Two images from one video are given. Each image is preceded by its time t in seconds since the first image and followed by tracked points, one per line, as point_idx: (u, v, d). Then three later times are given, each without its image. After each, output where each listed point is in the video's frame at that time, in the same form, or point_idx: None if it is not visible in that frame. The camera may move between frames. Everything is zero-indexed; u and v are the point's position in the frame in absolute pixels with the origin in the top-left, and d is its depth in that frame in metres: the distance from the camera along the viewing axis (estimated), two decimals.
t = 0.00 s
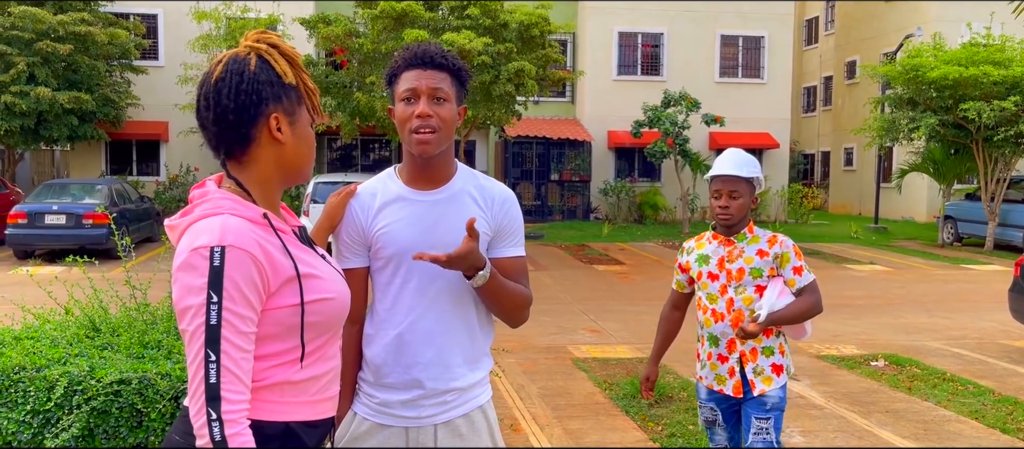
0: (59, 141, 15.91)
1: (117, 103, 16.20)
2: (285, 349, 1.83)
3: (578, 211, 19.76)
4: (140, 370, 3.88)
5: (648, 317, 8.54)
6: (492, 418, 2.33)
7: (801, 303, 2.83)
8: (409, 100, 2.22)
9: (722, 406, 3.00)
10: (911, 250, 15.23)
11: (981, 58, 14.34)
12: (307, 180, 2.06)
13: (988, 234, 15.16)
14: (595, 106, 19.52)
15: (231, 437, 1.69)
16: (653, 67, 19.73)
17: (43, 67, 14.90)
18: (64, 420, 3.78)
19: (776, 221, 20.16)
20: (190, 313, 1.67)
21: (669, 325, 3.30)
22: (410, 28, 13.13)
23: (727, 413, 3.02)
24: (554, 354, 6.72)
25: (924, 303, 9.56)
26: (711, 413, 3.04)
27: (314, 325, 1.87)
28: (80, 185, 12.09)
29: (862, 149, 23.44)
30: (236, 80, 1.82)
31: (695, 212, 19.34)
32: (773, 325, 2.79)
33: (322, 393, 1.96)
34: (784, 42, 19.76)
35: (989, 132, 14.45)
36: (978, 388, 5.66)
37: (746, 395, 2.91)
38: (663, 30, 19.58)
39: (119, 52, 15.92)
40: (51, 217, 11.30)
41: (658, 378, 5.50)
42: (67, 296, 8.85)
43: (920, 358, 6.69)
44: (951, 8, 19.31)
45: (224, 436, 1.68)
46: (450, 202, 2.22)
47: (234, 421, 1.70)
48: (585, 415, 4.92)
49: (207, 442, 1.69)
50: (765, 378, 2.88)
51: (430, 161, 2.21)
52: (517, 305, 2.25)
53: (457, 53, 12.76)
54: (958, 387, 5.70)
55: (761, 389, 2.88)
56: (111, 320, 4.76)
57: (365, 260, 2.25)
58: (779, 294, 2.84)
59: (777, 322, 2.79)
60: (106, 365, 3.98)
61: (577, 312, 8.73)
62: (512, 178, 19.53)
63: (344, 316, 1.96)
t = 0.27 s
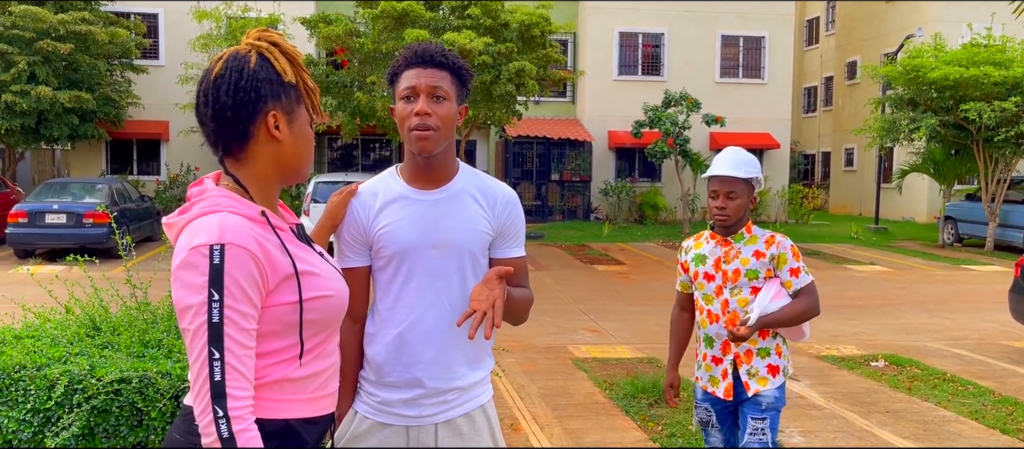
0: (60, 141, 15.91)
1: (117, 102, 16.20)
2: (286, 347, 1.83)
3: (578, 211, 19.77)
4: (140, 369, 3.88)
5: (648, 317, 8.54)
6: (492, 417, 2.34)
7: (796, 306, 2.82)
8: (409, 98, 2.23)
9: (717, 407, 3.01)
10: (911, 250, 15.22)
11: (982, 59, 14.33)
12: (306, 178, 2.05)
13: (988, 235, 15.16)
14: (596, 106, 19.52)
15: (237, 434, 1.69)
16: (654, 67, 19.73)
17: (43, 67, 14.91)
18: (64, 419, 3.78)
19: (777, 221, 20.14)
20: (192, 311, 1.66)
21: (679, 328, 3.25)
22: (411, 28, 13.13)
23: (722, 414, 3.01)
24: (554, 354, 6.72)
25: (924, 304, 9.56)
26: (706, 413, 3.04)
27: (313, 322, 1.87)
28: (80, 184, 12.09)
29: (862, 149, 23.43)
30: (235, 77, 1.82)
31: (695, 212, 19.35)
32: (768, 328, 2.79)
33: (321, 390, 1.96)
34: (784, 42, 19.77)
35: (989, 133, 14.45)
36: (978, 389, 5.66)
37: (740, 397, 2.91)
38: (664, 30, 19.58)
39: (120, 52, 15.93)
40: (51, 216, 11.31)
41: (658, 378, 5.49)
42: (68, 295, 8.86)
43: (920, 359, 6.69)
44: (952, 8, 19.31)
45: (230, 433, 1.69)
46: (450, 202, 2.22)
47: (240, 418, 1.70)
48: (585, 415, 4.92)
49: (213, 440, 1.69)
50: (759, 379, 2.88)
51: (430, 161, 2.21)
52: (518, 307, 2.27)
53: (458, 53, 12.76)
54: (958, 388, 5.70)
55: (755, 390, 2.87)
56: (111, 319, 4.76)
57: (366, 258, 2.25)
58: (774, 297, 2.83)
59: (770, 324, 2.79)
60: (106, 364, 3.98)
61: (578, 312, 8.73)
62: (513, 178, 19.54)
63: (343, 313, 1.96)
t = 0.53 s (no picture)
0: (59, 140, 15.90)
1: (117, 102, 16.18)
2: (281, 346, 1.83)
3: (578, 211, 19.77)
4: (140, 368, 3.88)
5: (648, 317, 8.54)
6: (492, 415, 2.34)
7: (799, 308, 2.82)
8: (406, 99, 2.23)
9: (719, 409, 3.01)
10: (911, 251, 15.22)
11: (981, 59, 14.34)
12: (304, 177, 2.05)
13: (987, 235, 15.17)
14: (595, 106, 19.53)
15: (228, 434, 1.69)
16: (653, 67, 19.74)
17: (43, 66, 14.89)
18: (63, 418, 3.78)
19: (776, 222, 20.14)
20: (184, 312, 1.67)
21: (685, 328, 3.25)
22: (411, 28, 13.12)
23: (724, 416, 3.02)
24: (553, 354, 6.72)
25: (923, 304, 9.56)
26: (709, 415, 3.06)
27: (308, 321, 1.87)
28: (79, 184, 12.08)
29: (862, 150, 23.43)
30: (229, 77, 1.83)
31: (695, 212, 19.35)
32: (769, 330, 2.79)
33: (317, 389, 1.96)
34: (784, 43, 19.77)
35: (988, 134, 14.46)
36: (977, 389, 5.67)
37: (741, 400, 2.92)
38: (664, 31, 19.58)
39: (119, 51, 15.93)
40: (50, 216, 11.31)
41: (657, 378, 5.49)
42: (68, 294, 8.87)
43: (919, 359, 6.70)
44: (952, 9, 19.32)
45: (221, 434, 1.68)
46: (447, 201, 2.21)
47: (231, 419, 1.70)
48: (584, 415, 4.92)
49: (205, 440, 1.70)
50: (761, 383, 2.88)
51: (427, 160, 2.21)
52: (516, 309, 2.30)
53: (458, 53, 12.76)
54: (957, 388, 5.70)
55: (757, 395, 2.88)
56: (110, 318, 4.76)
57: (365, 257, 2.25)
58: (776, 299, 2.83)
59: (772, 326, 2.79)
60: (106, 363, 3.98)
61: (577, 312, 8.73)
62: (512, 178, 19.57)
63: (337, 313, 1.96)
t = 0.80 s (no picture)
0: (56, 140, 15.87)
1: (114, 102, 16.16)
2: (277, 345, 1.83)
3: (576, 211, 19.79)
4: (138, 368, 3.88)
5: (646, 318, 8.55)
6: (490, 415, 2.33)
7: (799, 310, 2.82)
8: (394, 107, 2.23)
9: (719, 410, 3.02)
10: (909, 251, 15.23)
11: (978, 60, 14.37)
12: (301, 177, 2.05)
13: (984, 236, 15.20)
14: (593, 107, 19.54)
15: (222, 433, 1.69)
16: (652, 68, 19.74)
17: (40, 66, 14.87)
18: (61, 418, 3.77)
19: (774, 222, 20.15)
20: (179, 310, 1.66)
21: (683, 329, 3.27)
22: (409, 28, 13.12)
23: (724, 416, 3.03)
24: (552, 354, 6.72)
25: (921, 304, 9.58)
26: (710, 416, 3.06)
27: (305, 320, 1.87)
28: (77, 184, 12.06)
29: (860, 151, 23.45)
30: (223, 77, 1.83)
31: (693, 213, 19.37)
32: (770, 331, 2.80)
33: (313, 388, 1.95)
34: (782, 43, 19.79)
35: (986, 134, 14.48)
36: (974, 389, 5.68)
37: (741, 401, 2.92)
38: (662, 31, 19.58)
39: (117, 51, 15.91)
40: (48, 216, 11.29)
41: (655, 379, 5.50)
42: (65, 294, 8.86)
43: (916, 359, 6.71)
44: (950, 10, 19.35)
45: (215, 432, 1.68)
46: (443, 200, 2.21)
47: (224, 418, 1.70)
48: (582, 415, 4.92)
49: (199, 440, 1.69)
50: (762, 384, 2.88)
51: (421, 165, 2.22)
52: (512, 309, 2.25)
53: (456, 53, 12.76)
54: (954, 389, 5.71)
55: (757, 396, 2.88)
56: (108, 318, 4.76)
57: (364, 257, 2.26)
58: (777, 301, 2.83)
59: (773, 328, 2.79)
60: (103, 363, 3.98)
61: (575, 312, 8.73)
62: (510, 179, 19.58)
63: (333, 312, 1.96)
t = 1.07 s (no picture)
0: (52, 141, 15.84)
1: (111, 103, 16.13)
2: (270, 346, 1.83)
3: (573, 212, 19.79)
4: (134, 369, 3.87)
5: (642, 318, 8.55)
6: (486, 415, 2.33)
7: (796, 310, 2.82)
8: (412, 120, 2.18)
9: (718, 409, 3.02)
10: (905, 252, 15.25)
11: (974, 61, 14.41)
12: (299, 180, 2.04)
13: (980, 236, 15.24)
14: (590, 107, 19.55)
15: (216, 433, 1.68)
16: (649, 68, 19.75)
17: (37, 67, 14.84)
18: (57, 420, 3.76)
19: (771, 223, 20.17)
20: (175, 307, 1.66)
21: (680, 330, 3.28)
22: (406, 29, 13.12)
23: (723, 415, 3.03)
24: (548, 354, 6.72)
25: (917, 305, 9.60)
26: (708, 415, 3.07)
27: (298, 323, 1.87)
28: (73, 184, 12.04)
29: (856, 151, 23.48)
30: (229, 76, 1.83)
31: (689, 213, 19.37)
32: (768, 332, 2.80)
33: (306, 388, 1.95)
34: (778, 44, 19.82)
35: (981, 135, 14.51)
36: (970, 389, 5.69)
37: (739, 401, 2.93)
38: (659, 32, 19.59)
39: (113, 51, 15.87)
40: (44, 216, 11.26)
41: (651, 379, 5.51)
42: (61, 295, 8.85)
43: (912, 359, 6.72)
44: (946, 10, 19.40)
45: (209, 432, 1.67)
46: (440, 201, 2.22)
47: (218, 417, 1.69)
48: (578, 416, 4.93)
49: (191, 439, 1.68)
50: (760, 383, 2.89)
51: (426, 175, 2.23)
52: (497, 294, 2.13)
53: (453, 54, 12.76)
54: (950, 389, 5.73)
55: (755, 394, 2.88)
56: (104, 319, 4.75)
57: (358, 259, 2.26)
58: (774, 301, 2.84)
59: (770, 328, 2.79)
60: (99, 364, 3.97)
61: (572, 313, 8.73)
62: (507, 179, 19.61)
63: (329, 313, 1.97)
